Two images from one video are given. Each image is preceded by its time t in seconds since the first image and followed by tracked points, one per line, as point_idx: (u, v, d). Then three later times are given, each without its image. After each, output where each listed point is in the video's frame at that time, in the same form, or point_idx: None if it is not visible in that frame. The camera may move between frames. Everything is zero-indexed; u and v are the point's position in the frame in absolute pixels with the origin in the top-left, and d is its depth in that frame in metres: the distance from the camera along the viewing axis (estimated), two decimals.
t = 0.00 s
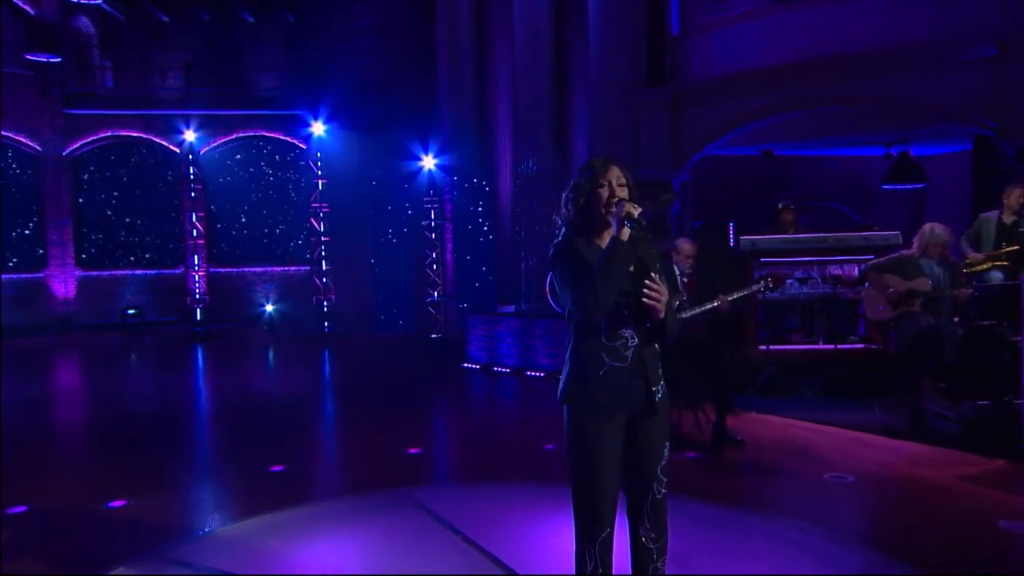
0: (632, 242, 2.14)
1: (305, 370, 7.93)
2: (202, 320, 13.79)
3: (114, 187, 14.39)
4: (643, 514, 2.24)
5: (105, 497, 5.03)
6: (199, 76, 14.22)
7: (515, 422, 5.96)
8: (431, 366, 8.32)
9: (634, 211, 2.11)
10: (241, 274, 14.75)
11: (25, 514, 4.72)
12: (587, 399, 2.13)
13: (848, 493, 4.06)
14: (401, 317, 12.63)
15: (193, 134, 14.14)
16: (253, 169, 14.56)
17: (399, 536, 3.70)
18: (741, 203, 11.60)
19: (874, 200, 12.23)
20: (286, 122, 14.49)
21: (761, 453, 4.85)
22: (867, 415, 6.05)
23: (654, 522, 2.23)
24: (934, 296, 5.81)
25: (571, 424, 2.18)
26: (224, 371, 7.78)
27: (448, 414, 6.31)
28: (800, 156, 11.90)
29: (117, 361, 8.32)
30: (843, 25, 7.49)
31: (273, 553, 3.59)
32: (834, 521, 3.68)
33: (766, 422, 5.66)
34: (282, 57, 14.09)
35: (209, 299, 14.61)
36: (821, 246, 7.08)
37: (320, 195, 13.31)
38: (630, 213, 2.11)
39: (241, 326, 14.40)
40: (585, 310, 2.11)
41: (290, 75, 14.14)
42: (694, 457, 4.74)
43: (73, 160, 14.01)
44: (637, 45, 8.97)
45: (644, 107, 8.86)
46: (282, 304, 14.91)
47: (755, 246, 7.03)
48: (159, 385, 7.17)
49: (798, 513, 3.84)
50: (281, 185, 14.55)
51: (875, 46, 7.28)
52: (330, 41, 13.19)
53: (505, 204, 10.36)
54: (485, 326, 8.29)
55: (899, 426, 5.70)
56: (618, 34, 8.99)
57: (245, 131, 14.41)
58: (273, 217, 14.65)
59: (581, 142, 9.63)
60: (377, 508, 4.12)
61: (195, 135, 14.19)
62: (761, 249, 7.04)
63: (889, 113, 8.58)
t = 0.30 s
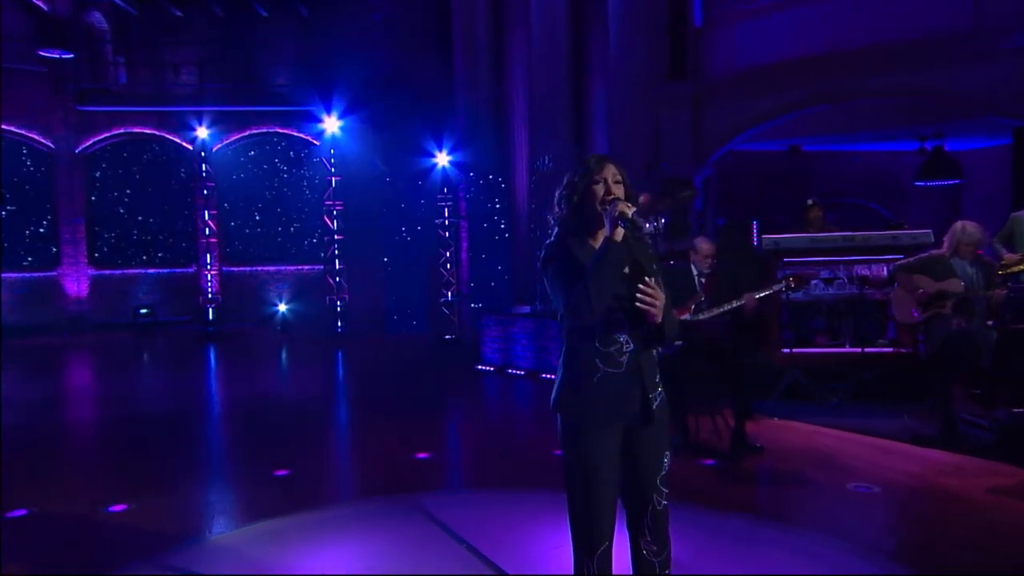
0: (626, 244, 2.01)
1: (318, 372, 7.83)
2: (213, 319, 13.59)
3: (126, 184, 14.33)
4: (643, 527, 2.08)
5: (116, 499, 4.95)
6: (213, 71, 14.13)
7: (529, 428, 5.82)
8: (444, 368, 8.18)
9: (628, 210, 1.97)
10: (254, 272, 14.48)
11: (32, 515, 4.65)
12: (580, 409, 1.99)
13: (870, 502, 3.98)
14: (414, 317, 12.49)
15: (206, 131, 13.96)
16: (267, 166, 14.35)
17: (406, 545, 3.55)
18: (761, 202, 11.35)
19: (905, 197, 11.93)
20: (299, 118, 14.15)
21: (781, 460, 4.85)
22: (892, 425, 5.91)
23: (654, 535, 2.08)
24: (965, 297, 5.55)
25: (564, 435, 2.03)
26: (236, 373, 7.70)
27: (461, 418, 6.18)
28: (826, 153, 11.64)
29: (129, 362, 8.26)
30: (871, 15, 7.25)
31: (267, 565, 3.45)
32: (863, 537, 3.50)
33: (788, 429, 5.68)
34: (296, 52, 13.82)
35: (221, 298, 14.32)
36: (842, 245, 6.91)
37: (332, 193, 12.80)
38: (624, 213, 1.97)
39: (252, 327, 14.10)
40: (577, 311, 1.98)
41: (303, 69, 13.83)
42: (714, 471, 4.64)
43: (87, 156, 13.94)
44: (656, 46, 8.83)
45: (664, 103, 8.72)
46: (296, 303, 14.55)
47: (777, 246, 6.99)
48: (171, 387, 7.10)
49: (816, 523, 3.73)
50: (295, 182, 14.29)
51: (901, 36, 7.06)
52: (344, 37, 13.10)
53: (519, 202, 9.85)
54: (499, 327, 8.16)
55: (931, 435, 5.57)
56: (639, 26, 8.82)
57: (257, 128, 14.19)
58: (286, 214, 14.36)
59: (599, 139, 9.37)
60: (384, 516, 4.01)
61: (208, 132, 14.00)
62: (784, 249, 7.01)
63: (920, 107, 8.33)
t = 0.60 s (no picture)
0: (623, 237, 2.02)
1: (335, 372, 7.72)
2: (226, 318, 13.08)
3: (138, 178, 13.62)
4: (645, 537, 2.04)
5: (127, 497, 4.93)
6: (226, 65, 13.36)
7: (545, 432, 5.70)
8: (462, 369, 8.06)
9: (626, 203, 1.97)
10: (267, 270, 13.83)
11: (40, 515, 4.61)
12: (571, 411, 1.96)
13: (896, 514, 4.01)
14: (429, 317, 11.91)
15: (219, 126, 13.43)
16: (281, 161, 13.81)
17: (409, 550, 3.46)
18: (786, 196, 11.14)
19: (941, 191, 11.60)
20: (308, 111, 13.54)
21: (802, 467, 4.89)
22: (925, 431, 5.77)
23: (657, 546, 2.04)
24: (1002, 300, 5.40)
25: (555, 438, 2.00)
26: (251, 372, 7.61)
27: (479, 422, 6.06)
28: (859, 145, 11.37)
29: (142, 361, 8.18)
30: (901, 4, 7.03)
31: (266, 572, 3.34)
32: (891, 555, 3.45)
33: (811, 435, 5.70)
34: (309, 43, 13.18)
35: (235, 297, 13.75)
36: (872, 243, 6.62)
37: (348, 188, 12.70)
38: (623, 205, 1.97)
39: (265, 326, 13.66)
40: (569, 308, 2.01)
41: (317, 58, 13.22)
42: (734, 482, 4.56)
43: (98, 153, 13.32)
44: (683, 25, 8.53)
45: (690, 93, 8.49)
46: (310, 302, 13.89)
47: (804, 243, 6.64)
48: (185, 387, 7.04)
49: (835, 538, 3.65)
50: (309, 177, 13.77)
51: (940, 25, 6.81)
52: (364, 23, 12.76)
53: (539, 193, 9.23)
54: (514, 327, 7.98)
55: (963, 442, 5.42)
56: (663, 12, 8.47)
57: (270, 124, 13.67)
58: (301, 211, 13.78)
59: (621, 136, 8.96)
60: (392, 522, 3.91)
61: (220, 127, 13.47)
62: (811, 247, 6.67)
63: (956, 96, 8.04)
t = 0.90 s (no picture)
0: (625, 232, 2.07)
1: (353, 374, 7.60)
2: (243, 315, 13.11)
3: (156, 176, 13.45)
4: (655, 549, 2.02)
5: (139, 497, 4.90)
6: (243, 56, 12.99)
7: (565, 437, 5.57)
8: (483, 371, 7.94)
9: (627, 195, 2.01)
10: (285, 270, 13.79)
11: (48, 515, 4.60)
12: (576, 418, 1.94)
13: (935, 528, 3.79)
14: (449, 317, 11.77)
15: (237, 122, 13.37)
16: (300, 157, 13.72)
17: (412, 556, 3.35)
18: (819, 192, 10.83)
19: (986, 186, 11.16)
20: (325, 107, 13.60)
21: (831, 476, 4.73)
22: (963, 439, 5.53)
23: (667, 560, 2.02)
24: None
25: (558, 445, 1.98)
26: (268, 374, 7.51)
27: (497, 427, 5.94)
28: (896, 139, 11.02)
29: (159, 362, 8.12)
30: None
31: None
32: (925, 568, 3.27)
33: (840, 441, 5.52)
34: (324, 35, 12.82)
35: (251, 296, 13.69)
36: (910, 240, 6.46)
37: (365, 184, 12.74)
38: (624, 198, 2.01)
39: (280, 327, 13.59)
40: (575, 310, 2.02)
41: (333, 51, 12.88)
42: (758, 492, 4.43)
43: (116, 151, 13.23)
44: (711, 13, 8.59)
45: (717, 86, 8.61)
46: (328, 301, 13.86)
47: (835, 240, 6.48)
48: (202, 388, 6.98)
49: (861, 552, 3.49)
50: (327, 173, 13.72)
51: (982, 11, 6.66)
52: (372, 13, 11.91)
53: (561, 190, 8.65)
54: (533, 328, 7.73)
55: (1005, 451, 5.19)
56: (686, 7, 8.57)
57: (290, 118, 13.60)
58: (320, 207, 13.78)
59: (645, 126, 8.66)
60: (396, 527, 3.80)
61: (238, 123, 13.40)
62: (841, 244, 6.50)
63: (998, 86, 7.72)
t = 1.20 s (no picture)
0: (636, 228, 2.00)
1: (373, 376, 7.49)
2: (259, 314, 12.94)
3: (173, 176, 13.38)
4: (661, 556, 2.03)
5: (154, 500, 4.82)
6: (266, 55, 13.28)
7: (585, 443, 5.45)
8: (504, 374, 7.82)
9: (636, 190, 1.93)
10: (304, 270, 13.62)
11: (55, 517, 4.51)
12: (592, 426, 1.90)
13: (968, 544, 3.67)
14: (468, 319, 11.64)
15: (255, 120, 13.67)
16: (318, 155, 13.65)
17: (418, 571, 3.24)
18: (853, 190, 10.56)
19: None
20: (346, 104, 13.67)
21: (859, 485, 4.64)
22: (1000, 449, 5.33)
23: (676, 568, 2.04)
24: None
25: (573, 453, 1.95)
26: (285, 376, 7.42)
27: (517, 432, 5.82)
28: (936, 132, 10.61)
29: (175, 364, 8.06)
30: None
31: None
32: None
33: (868, 449, 5.39)
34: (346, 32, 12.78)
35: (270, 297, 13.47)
36: (945, 238, 6.29)
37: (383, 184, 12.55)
38: (632, 193, 1.93)
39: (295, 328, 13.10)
40: (588, 312, 1.96)
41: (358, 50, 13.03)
42: (781, 504, 4.31)
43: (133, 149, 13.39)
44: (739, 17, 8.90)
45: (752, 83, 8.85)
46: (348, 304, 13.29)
47: (867, 240, 6.41)
48: (222, 390, 6.93)
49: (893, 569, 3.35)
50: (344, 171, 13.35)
51: (992, 6, 6.86)
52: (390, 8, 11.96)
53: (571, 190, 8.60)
54: (554, 331, 7.56)
55: None
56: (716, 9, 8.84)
57: (307, 116, 13.88)
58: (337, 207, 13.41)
59: (672, 126, 9.04)
60: (404, 534, 3.70)
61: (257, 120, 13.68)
62: (873, 244, 6.40)
63: None
